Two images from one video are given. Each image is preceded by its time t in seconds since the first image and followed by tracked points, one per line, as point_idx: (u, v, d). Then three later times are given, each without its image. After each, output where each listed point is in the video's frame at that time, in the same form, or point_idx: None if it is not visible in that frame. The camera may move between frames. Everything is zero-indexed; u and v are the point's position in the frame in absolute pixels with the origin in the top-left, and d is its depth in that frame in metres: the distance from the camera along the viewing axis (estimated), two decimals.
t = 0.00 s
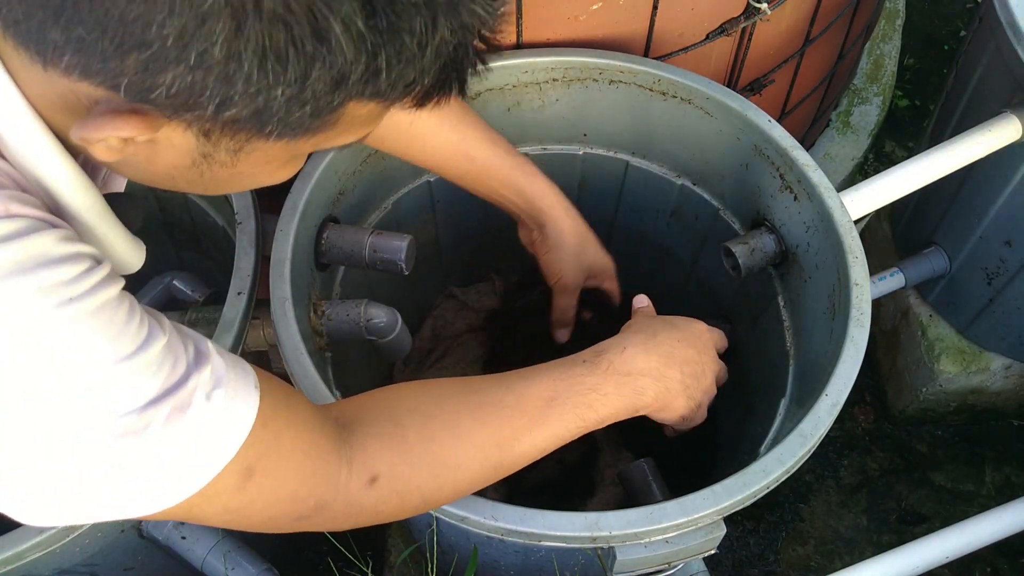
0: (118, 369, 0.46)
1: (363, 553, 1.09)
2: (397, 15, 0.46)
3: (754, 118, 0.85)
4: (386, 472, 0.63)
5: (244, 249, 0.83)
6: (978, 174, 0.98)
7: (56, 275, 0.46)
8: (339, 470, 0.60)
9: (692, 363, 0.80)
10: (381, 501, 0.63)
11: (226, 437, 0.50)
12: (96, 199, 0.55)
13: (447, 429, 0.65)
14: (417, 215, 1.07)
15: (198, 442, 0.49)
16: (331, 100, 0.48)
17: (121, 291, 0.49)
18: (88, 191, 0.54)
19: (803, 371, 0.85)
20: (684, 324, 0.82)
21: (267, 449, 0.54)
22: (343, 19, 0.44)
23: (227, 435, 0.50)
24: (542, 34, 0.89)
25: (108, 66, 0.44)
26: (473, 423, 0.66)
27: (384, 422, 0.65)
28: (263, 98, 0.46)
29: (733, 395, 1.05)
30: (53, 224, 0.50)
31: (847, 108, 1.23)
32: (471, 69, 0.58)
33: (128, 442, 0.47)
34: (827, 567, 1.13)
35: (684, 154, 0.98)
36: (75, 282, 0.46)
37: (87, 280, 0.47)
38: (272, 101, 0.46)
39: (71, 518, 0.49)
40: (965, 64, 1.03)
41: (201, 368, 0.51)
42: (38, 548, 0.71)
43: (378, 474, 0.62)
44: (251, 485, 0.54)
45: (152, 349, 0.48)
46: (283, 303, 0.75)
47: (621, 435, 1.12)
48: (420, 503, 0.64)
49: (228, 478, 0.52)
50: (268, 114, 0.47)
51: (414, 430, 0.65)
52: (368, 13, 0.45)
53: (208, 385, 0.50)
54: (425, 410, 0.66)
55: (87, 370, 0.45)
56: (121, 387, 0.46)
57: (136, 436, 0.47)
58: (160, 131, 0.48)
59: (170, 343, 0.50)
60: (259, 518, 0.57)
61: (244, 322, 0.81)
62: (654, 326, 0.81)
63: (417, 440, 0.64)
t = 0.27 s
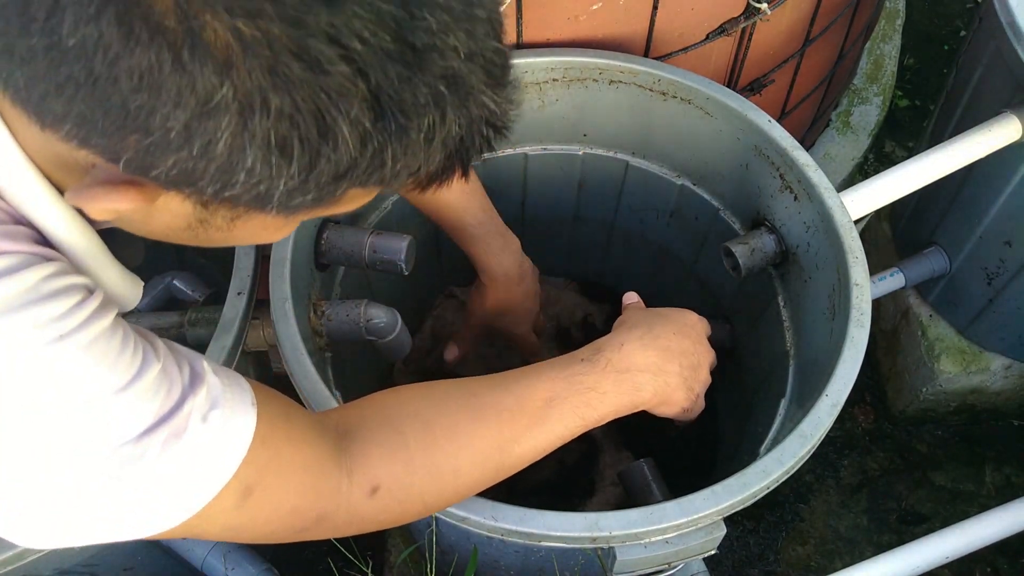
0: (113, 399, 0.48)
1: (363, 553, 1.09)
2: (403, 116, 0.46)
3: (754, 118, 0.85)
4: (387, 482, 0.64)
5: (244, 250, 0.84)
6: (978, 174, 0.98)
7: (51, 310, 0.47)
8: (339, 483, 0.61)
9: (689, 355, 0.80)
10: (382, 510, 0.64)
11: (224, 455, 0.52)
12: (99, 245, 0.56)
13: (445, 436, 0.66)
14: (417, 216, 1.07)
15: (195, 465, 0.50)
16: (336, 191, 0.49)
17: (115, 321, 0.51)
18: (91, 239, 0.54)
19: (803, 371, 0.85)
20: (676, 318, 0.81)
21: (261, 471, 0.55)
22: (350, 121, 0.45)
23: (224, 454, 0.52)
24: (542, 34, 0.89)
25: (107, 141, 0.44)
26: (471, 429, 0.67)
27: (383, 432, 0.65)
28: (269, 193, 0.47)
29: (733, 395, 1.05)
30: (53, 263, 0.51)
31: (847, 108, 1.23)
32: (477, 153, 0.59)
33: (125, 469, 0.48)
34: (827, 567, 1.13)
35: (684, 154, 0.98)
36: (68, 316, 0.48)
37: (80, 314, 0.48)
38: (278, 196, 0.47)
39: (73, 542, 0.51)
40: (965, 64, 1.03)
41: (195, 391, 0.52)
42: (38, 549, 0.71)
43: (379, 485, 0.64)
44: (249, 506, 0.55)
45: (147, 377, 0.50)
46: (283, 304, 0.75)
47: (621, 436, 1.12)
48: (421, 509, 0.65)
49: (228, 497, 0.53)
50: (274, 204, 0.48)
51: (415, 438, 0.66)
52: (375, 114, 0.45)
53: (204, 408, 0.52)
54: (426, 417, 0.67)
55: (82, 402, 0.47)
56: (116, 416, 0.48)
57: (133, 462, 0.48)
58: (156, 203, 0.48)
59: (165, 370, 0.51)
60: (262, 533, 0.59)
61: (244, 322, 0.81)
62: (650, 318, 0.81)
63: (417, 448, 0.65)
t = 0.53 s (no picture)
0: (110, 428, 0.50)
1: (363, 553, 1.08)
2: (410, 198, 0.48)
3: (754, 118, 0.85)
4: (387, 487, 0.65)
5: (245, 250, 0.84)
6: (977, 174, 0.98)
7: (46, 348, 0.50)
8: (339, 490, 0.63)
9: (690, 350, 0.79)
10: (384, 515, 0.66)
11: (219, 476, 0.54)
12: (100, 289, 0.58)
13: (443, 439, 0.67)
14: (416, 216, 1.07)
15: (191, 487, 0.53)
16: (345, 260, 0.52)
17: (110, 355, 0.54)
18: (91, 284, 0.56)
19: (804, 371, 0.85)
20: (685, 313, 0.81)
21: (258, 491, 0.57)
22: (358, 207, 0.47)
23: (220, 474, 0.54)
24: (542, 34, 0.88)
25: (111, 217, 0.45)
26: (468, 432, 0.68)
27: (383, 438, 0.67)
28: (282, 265, 0.49)
29: (733, 395, 1.05)
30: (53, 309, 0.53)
31: (847, 108, 1.22)
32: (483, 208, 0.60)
33: (126, 493, 0.51)
34: (827, 567, 1.13)
35: (684, 154, 0.98)
36: (64, 351, 0.51)
37: (75, 350, 0.52)
38: (287, 266, 0.50)
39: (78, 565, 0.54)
40: (965, 64, 1.03)
41: (189, 416, 0.55)
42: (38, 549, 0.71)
43: (380, 491, 0.65)
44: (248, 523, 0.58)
45: (141, 406, 0.52)
46: (283, 304, 0.75)
47: (620, 436, 1.12)
48: (423, 512, 0.66)
49: (224, 516, 0.56)
50: (283, 271, 0.51)
51: (414, 443, 0.67)
52: (382, 197, 0.47)
53: (198, 432, 0.54)
54: (423, 420, 0.68)
55: (82, 431, 0.50)
56: (113, 444, 0.51)
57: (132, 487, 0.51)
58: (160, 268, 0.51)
59: (159, 399, 0.54)
60: (266, 544, 0.62)
61: (243, 322, 0.84)
62: (650, 315, 0.81)
63: (416, 453, 0.67)
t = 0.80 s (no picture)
0: (105, 445, 0.54)
1: (363, 554, 1.06)
2: (414, 253, 0.55)
3: (754, 118, 0.85)
4: (387, 490, 0.66)
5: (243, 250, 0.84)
6: (979, 174, 0.97)
7: (43, 373, 0.54)
8: (338, 494, 0.64)
9: (690, 344, 0.78)
10: (384, 517, 0.66)
11: (212, 487, 0.57)
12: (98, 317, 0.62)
13: (442, 441, 0.68)
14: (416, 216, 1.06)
15: (186, 499, 0.56)
16: (351, 306, 0.58)
17: (105, 378, 0.58)
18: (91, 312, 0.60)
19: (805, 371, 0.84)
20: (682, 308, 0.80)
21: (255, 501, 0.59)
22: (361, 263, 0.53)
23: (213, 485, 0.57)
24: (542, 34, 0.88)
25: (116, 271, 0.51)
26: (467, 434, 0.68)
27: (382, 441, 0.67)
28: (290, 314, 0.56)
29: (734, 395, 1.05)
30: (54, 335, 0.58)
31: (847, 107, 1.22)
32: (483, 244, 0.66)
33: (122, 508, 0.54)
34: (828, 568, 1.13)
35: (684, 154, 0.98)
36: (59, 373, 0.55)
37: (72, 373, 0.55)
38: (296, 316, 0.56)
39: None
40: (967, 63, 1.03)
41: (182, 430, 0.58)
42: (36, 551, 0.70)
43: (380, 494, 0.66)
44: (247, 531, 0.60)
45: (134, 423, 0.56)
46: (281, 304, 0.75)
47: (621, 436, 1.11)
48: (422, 513, 0.67)
49: (221, 527, 0.58)
50: (292, 320, 0.57)
51: (413, 445, 0.67)
52: (388, 254, 0.54)
53: (191, 447, 0.57)
54: (421, 422, 0.69)
55: (78, 448, 0.54)
56: (109, 461, 0.54)
57: (128, 501, 0.54)
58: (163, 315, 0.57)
59: (152, 416, 0.58)
60: (270, 551, 0.64)
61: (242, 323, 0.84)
62: (649, 311, 0.80)
63: (416, 455, 0.67)
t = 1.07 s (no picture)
0: (102, 463, 0.55)
1: (363, 554, 1.05)
2: (415, 286, 0.57)
3: (754, 117, 0.85)
4: (388, 492, 0.66)
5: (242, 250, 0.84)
6: (979, 174, 0.97)
7: (38, 395, 0.55)
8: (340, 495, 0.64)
9: (693, 345, 0.78)
10: (385, 520, 0.66)
11: (212, 497, 0.57)
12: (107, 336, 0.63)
13: (443, 441, 0.68)
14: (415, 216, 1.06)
15: (186, 511, 0.56)
16: (356, 339, 0.61)
17: (99, 396, 0.58)
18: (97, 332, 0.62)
19: (805, 371, 0.84)
20: (683, 308, 0.80)
21: (254, 508, 0.59)
22: (362, 298, 0.55)
23: (212, 495, 0.57)
24: (542, 33, 0.88)
25: (120, 309, 0.53)
26: (469, 434, 0.68)
27: (383, 443, 0.67)
28: (293, 347, 0.58)
29: (734, 396, 1.04)
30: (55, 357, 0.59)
31: (848, 107, 1.22)
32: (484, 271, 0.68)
33: (123, 524, 0.55)
34: (829, 568, 1.12)
35: (684, 154, 0.98)
36: (54, 395, 0.56)
37: (66, 394, 0.56)
38: (299, 349, 0.59)
39: None
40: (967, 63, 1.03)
41: (178, 443, 0.58)
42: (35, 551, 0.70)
43: (380, 498, 0.66)
44: (246, 539, 0.60)
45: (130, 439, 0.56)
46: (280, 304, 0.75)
47: (621, 436, 1.11)
48: (422, 516, 0.67)
49: (222, 536, 0.58)
50: (295, 352, 0.59)
51: (413, 448, 0.67)
52: (389, 288, 0.56)
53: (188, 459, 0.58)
54: (422, 424, 0.69)
55: (75, 467, 0.54)
56: (106, 479, 0.55)
57: (128, 517, 0.55)
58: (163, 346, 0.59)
59: (148, 431, 0.58)
60: (270, 556, 0.64)
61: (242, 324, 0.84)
62: (652, 312, 0.80)
63: (417, 457, 0.67)
